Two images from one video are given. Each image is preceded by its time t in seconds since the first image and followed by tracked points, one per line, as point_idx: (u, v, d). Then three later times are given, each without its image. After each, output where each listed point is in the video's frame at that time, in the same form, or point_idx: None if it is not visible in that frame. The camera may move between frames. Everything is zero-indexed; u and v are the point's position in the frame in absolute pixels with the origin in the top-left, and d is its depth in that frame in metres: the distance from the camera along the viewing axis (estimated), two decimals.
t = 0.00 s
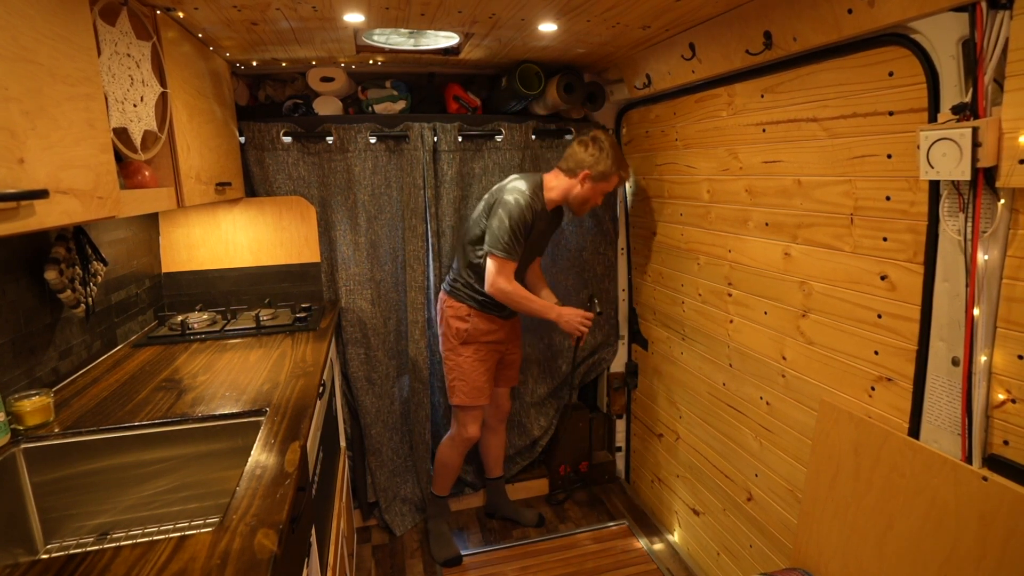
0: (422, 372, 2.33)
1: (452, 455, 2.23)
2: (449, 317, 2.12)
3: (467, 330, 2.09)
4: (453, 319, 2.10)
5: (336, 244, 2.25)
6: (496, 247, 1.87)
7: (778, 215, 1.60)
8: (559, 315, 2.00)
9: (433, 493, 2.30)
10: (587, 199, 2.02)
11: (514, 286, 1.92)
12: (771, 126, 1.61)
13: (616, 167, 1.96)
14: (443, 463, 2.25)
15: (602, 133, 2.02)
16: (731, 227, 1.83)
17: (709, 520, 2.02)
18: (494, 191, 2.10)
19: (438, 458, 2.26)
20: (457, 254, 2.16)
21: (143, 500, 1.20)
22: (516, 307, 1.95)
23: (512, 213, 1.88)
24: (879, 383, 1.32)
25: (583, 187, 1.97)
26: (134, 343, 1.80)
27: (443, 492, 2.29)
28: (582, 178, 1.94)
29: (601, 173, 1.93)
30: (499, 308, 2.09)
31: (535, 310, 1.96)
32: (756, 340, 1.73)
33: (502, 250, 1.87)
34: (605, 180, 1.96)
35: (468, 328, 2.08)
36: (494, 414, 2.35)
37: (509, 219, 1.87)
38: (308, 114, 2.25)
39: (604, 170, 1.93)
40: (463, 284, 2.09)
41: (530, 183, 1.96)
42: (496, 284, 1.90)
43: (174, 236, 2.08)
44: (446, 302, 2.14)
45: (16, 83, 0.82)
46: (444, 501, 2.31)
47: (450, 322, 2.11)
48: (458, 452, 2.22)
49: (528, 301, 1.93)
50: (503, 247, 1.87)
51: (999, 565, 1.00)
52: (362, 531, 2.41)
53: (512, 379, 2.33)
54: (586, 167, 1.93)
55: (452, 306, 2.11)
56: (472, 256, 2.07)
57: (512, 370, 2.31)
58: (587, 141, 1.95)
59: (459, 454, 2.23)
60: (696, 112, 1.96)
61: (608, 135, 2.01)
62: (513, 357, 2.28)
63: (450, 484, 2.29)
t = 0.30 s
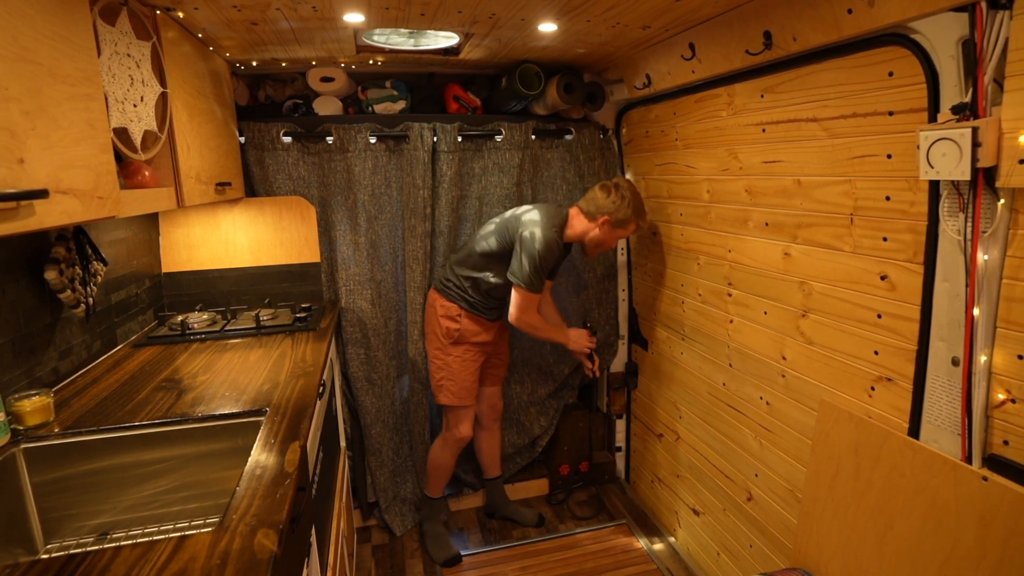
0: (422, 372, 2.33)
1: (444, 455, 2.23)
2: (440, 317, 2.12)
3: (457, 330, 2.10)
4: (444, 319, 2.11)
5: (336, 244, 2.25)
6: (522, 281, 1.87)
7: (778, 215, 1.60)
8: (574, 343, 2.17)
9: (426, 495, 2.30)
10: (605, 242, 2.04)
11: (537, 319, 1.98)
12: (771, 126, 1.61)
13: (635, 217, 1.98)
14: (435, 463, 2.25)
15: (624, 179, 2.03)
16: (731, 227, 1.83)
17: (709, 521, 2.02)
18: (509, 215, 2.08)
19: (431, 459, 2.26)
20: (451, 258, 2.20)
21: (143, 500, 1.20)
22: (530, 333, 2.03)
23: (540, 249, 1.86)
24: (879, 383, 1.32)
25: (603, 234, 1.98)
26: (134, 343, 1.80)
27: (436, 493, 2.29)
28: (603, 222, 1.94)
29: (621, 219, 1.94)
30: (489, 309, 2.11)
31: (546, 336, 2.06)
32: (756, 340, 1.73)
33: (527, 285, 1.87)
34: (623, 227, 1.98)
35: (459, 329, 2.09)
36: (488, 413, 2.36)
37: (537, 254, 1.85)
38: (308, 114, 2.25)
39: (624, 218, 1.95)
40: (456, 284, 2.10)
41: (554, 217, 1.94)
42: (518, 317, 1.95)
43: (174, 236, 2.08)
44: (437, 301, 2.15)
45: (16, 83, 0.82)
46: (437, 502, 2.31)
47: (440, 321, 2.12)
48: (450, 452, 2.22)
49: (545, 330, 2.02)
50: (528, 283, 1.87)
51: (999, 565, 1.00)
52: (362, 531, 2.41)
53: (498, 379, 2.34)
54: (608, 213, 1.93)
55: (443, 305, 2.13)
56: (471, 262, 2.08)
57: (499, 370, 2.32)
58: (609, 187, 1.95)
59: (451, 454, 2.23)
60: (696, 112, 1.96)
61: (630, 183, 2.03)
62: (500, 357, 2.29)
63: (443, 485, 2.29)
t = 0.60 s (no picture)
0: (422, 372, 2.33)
1: (444, 456, 2.22)
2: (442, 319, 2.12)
3: (459, 333, 2.10)
4: (446, 322, 2.11)
5: (336, 244, 2.25)
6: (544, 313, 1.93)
7: (778, 215, 1.60)
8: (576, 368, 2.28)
9: (423, 497, 2.28)
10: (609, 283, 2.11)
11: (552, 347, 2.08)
12: (771, 126, 1.61)
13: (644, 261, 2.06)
14: (435, 465, 2.24)
15: (634, 224, 2.13)
16: (731, 227, 1.82)
17: (709, 521, 2.02)
18: (519, 237, 2.09)
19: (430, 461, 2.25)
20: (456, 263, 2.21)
21: (143, 500, 1.20)
22: (540, 356, 2.14)
23: (566, 284, 1.91)
24: (879, 383, 1.32)
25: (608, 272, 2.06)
26: (134, 343, 1.80)
27: (434, 496, 2.27)
28: (613, 262, 2.02)
29: (631, 261, 2.02)
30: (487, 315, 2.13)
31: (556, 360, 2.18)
32: (756, 340, 1.73)
33: (549, 318, 1.95)
34: (631, 269, 2.06)
35: (462, 333, 2.10)
36: (486, 413, 2.36)
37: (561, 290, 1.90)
38: (308, 114, 2.25)
39: (634, 260, 2.03)
40: (460, 288, 2.11)
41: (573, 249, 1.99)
42: (538, 345, 2.05)
43: (174, 236, 2.08)
44: (439, 305, 2.14)
45: (16, 83, 0.82)
46: (434, 504, 2.30)
47: (443, 324, 2.11)
48: (450, 454, 2.22)
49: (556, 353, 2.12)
50: (550, 316, 1.94)
51: (999, 565, 1.00)
52: (362, 531, 2.41)
53: (493, 378, 2.36)
54: (619, 253, 2.01)
55: (445, 308, 2.12)
56: (476, 270, 2.09)
57: (492, 369, 2.35)
58: (622, 229, 2.03)
59: (450, 456, 2.22)
60: (696, 112, 1.96)
61: (642, 229, 2.12)
62: (494, 357, 2.33)
63: (441, 488, 2.27)
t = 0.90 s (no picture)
0: (422, 372, 2.33)
1: (442, 458, 2.22)
2: (448, 323, 2.11)
3: (464, 338, 2.11)
4: (452, 325, 2.11)
5: (336, 244, 2.25)
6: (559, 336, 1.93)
7: (778, 214, 1.60)
8: (580, 385, 2.31)
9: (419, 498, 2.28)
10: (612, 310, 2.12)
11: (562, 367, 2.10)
12: (771, 126, 1.61)
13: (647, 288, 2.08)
14: (432, 466, 2.23)
15: (640, 254, 2.15)
16: (731, 227, 1.82)
17: (709, 521, 2.02)
18: (528, 255, 2.09)
19: (428, 462, 2.24)
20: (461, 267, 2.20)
21: (143, 500, 1.20)
22: (553, 377, 2.17)
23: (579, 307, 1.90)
24: (879, 383, 1.32)
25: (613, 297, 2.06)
26: (134, 343, 1.80)
27: (430, 497, 2.27)
28: (615, 288, 2.03)
29: (632, 288, 2.04)
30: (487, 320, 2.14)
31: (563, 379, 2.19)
32: (756, 340, 1.73)
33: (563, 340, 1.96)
34: (636, 296, 2.08)
35: (468, 339, 2.12)
36: (484, 413, 2.37)
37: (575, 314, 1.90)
38: (308, 114, 2.25)
39: (638, 287, 2.05)
40: (468, 292, 2.11)
41: (586, 274, 2.00)
42: (551, 364, 2.07)
43: (174, 236, 2.08)
44: (445, 308, 2.13)
45: (16, 83, 0.82)
46: (431, 505, 2.29)
47: (449, 327, 2.11)
48: (448, 455, 2.22)
49: (562, 370, 2.12)
50: (563, 338, 1.95)
51: (999, 565, 1.00)
52: (362, 531, 2.41)
53: (490, 378, 2.36)
54: (622, 280, 2.03)
55: (451, 310, 2.12)
56: (484, 279, 2.09)
57: (490, 369, 2.34)
58: (628, 258, 2.05)
59: (449, 457, 2.22)
60: (696, 112, 1.96)
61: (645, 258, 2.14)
62: (491, 358, 2.32)
63: (438, 488, 2.27)
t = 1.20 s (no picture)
0: (422, 372, 2.33)
1: (440, 458, 2.22)
2: (451, 323, 2.11)
3: (467, 338, 2.11)
4: (455, 325, 2.10)
5: (336, 244, 2.25)
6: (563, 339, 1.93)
7: (778, 215, 1.60)
8: (579, 384, 2.30)
9: (417, 498, 2.28)
10: (613, 314, 2.11)
11: (563, 368, 2.11)
12: (771, 126, 1.61)
13: (649, 292, 2.08)
14: (430, 465, 2.23)
15: (644, 258, 2.15)
16: (731, 227, 1.82)
17: (709, 521, 2.02)
18: (530, 258, 2.08)
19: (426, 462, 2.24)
20: (464, 266, 2.20)
21: (143, 500, 1.20)
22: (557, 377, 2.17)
23: (583, 310, 1.91)
24: (879, 383, 1.32)
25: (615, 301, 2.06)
26: (134, 343, 1.80)
27: (427, 497, 2.27)
28: (615, 291, 2.03)
29: (634, 291, 2.04)
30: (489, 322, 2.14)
31: (563, 381, 2.20)
32: (756, 339, 1.73)
33: (567, 343, 1.96)
34: (638, 301, 2.08)
35: (471, 340, 2.12)
36: (484, 413, 2.36)
37: (578, 317, 1.90)
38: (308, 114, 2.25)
39: (641, 292, 2.05)
40: (471, 293, 2.11)
41: (589, 277, 2.00)
42: (554, 366, 2.07)
43: (174, 236, 2.08)
44: (448, 307, 2.13)
45: (16, 82, 0.82)
46: (428, 506, 2.29)
47: (452, 327, 2.11)
48: (446, 455, 2.22)
49: (564, 372, 2.13)
50: (567, 341, 1.95)
51: (998, 566, 1.00)
52: (362, 531, 2.41)
53: (490, 378, 2.36)
54: (625, 285, 2.03)
55: (455, 310, 2.11)
56: (488, 279, 2.09)
57: (490, 370, 2.34)
58: (631, 262, 2.06)
59: (447, 457, 2.22)
60: (695, 112, 1.96)
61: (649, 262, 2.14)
62: (492, 358, 2.32)
63: (435, 488, 2.27)
